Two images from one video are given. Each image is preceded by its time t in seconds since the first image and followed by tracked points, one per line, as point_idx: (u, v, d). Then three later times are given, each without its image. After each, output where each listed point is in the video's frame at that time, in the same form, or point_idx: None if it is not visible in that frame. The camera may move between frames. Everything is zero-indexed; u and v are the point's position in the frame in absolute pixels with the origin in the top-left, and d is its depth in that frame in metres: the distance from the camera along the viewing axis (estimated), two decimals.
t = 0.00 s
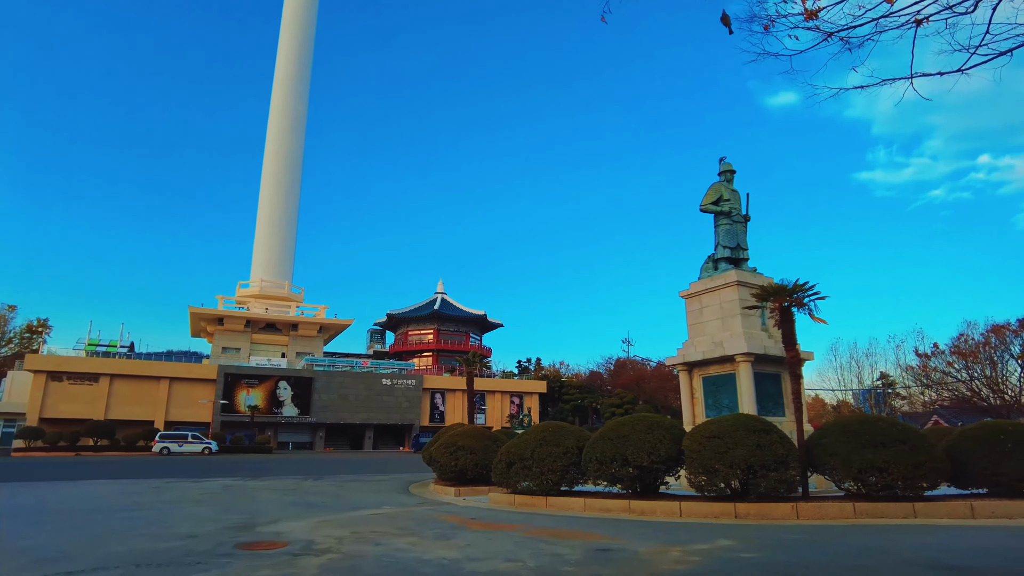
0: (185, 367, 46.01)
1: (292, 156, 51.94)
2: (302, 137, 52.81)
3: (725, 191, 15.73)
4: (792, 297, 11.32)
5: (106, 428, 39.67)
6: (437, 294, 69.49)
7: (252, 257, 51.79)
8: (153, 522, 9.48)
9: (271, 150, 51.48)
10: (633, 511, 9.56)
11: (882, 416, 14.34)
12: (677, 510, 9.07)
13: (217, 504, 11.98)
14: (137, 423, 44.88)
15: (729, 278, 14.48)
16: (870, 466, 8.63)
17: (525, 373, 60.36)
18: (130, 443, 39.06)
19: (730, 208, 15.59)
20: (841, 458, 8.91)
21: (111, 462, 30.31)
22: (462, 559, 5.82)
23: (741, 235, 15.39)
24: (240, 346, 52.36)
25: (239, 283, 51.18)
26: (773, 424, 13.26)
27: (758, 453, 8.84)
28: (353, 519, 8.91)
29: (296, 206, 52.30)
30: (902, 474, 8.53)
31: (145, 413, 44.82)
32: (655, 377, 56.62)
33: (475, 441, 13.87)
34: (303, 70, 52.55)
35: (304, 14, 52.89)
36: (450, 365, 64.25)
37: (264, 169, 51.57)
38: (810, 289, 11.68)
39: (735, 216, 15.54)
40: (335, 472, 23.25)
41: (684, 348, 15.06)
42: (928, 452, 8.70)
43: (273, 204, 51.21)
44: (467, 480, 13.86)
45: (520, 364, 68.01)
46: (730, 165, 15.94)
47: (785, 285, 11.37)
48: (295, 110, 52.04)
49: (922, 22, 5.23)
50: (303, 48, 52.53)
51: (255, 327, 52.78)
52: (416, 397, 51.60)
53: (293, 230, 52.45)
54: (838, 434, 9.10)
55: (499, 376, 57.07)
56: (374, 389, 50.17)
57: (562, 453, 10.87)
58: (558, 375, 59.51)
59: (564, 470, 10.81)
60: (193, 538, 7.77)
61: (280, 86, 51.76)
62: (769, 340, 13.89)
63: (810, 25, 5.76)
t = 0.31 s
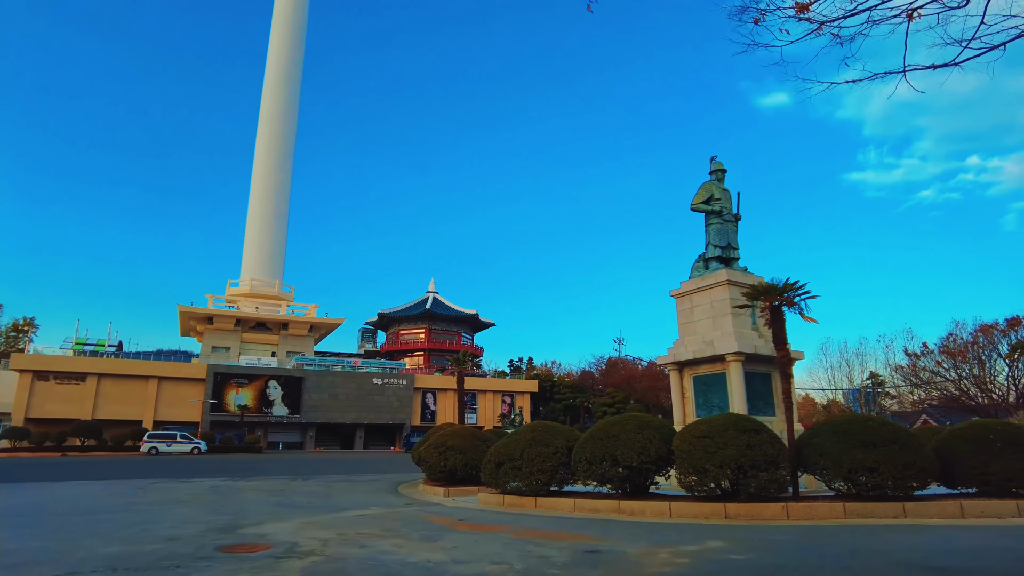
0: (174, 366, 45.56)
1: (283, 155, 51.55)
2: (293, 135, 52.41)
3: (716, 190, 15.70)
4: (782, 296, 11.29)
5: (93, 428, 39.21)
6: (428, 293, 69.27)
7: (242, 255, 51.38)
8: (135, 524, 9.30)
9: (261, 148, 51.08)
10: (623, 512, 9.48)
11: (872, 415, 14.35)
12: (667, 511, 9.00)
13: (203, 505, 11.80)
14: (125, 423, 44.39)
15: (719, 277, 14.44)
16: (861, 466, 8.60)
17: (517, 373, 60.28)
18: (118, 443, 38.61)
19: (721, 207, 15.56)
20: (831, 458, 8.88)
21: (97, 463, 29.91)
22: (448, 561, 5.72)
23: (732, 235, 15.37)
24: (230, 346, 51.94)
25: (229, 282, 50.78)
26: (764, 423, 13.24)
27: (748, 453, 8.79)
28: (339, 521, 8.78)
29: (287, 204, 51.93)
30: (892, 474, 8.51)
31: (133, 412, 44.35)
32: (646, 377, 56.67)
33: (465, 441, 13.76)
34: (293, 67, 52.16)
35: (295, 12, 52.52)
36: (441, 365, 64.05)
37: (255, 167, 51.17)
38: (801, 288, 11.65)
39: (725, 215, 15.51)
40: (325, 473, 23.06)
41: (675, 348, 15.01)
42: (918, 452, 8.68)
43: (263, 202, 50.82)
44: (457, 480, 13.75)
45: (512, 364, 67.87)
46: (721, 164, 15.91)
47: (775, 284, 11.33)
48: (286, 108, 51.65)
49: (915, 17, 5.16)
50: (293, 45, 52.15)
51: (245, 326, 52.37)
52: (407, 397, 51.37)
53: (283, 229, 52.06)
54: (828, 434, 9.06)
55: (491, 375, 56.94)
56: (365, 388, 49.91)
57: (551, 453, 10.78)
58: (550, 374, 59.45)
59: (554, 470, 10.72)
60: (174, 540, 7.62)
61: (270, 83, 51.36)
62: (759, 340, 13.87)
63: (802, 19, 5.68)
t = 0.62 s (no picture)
0: (166, 366, 45.22)
1: (277, 153, 51.30)
2: (287, 133, 52.18)
3: (710, 190, 15.67)
4: (776, 296, 11.24)
5: (83, 427, 38.82)
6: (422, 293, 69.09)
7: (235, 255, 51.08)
8: (120, 525, 9.14)
9: (255, 147, 50.82)
10: (615, 512, 9.41)
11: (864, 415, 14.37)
12: (660, 511, 8.93)
13: (190, 506, 11.65)
14: (115, 423, 44.03)
15: (713, 278, 14.40)
16: (855, 466, 8.57)
17: (511, 373, 60.20)
18: (108, 443, 38.27)
19: (715, 208, 15.53)
20: (825, 459, 8.82)
21: (87, 463, 29.60)
22: (437, 563, 5.63)
23: (725, 235, 15.35)
24: (223, 346, 51.61)
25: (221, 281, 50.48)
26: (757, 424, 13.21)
27: (741, 453, 8.73)
28: (327, 522, 8.66)
29: (280, 203, 51.66)
30: (886, 474, 8.49)
31: (124, 412, 43.98)
32: (640, 378, 56.72)
33: (457, 441, 13.66)
34: (288, 65, 51.95)
35: (290, 10, 52.33)
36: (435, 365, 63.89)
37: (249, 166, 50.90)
38: (795, 288, 11.61)
39: (719, 216, 15.50)
40: (316, 473, 22.88)
41: (669, 348, 14.96)
42: (912, 452, 8.65)
43: (257, 201, 50.56)
44: (449, 481, 13.65)
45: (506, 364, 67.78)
46: (715, 164, 15.88)
47: (769, 283, 11.29)
48: (280, 107, 51.41)
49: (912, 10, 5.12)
50: (288, 43, 51.96)
51: (238, 326, 52.05)
52: (400, 397, 51.19)
53: (277, 228, 51.80)
54: (822, 435, 9.01)
55: (485, 376, 56.82)
56: (357, 389, 49.68)
57: (544, 453, 10.70)
58: (543, 375, 59.40)
59: (546, 470, 10.63)
60: (159, 542, 7.47)
61: (265, 81, 51.12)
62: (753, 340, 13.83)
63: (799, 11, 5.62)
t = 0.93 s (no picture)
0: (156, 364, 44.81)
1: (270, 150, 50.94)
2: (280, 130, 51.83)
3: (705, 189, 15.59)
4: (772, 294, 11.17)
5: (72, 426, 38.38)
6: (416, 292, 68.84)
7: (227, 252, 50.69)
8: (104, 525, 8.95)
9: (248, 143, 50.44)
10: (609, 513, 9.30)
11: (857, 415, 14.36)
12: (655, 512, 8.83)
13: (178, 505, 11.44)
14: (105, 421, 43.58)
15: (708, 277, 14.32)
16: (851, 467, 8.49)
17: (504, 372, 60.05)
18: (97, 442, 37.87)
19: (710, 206, 15.46)
20: (821, 459, 8.75)
21: (75, 462, 29.25)
22: (428, 565, 5.50)
23: (720, 234, 15.28)
24: (214, 344, 51.21)
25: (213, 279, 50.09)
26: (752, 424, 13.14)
27: (737, 453, 8.64)
28: (316, 522, 8.50)
29: (273, 200, 51.33)
30: (882, 474, 8.41)
31: (114, 411, 43.55)
32: (634, 377, 56.72)
33: (449, 441, 13.52)
34: (282, 61, 51.61)
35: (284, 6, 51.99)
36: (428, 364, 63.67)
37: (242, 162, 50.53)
38: (791, 286, 11.55)
39: (715, 214, 15.42)
40: (307, 472, 22.67)
41: (663, 347, 14.87)
42: (908, 452, 8.58)
43: (250, 198, 50.20)
44: (441, 480, 13.51)
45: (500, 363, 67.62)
46: (710, 163, 15.80)
47: (766, 281, 11.21)
48: (273, 103, 51.05)
49: None
50: (282, 39, 51.62)
51: (229, 324, 51.67)
52: (393, 396, 50.95)
53: (270, 225, 51.46)
54: (818, 435, 8.94)
55: (478, 375, 56.66)
56: (350, 387, 49.42)
57: (537, 453, 10.57)
58: (537, 374, 59.30)
59: (539, 470, 10.50)
60: (142, 543, 7.29)
61: (258, 77, 50.75)
62: (747, 339, 13.77)
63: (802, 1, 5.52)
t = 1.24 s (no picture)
0: (148, 362, 44.46)
1: (265, 146, 50.61)
2: (275, 126, 51.50)
3: (700, 186, 15.51)
4: (770, 292, 11.09)
5: (62, 424, 37.99)
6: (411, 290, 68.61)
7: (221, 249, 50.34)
8: (89, 526, 8.77)
9: (242, 139, 50.12)
10: (604, 513, 9.20)
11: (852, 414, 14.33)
12: (650, 512, 8.73)
13: (167, 505, 11.27)
14: (96, 419, 43.23)
15: (704, 275, 14.25)
16: (849, 467, 8.42)
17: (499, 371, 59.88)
18: (88, 441, 37.55)
19: (706, 205, 15.38)
20: (818, 459, 8.67)
21: (66, 460, 28.95)
22: (419, 567, 5.38)
23: (716, 232, 15.20)
24: (208, 342, 50.89)
25: (207, 276, 49.75)
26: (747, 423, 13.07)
27: (734, 453, 8.56)
28: (306, 523, 8.37)
29: (267, 197, 51.01)
30: (880, 475, 8.35)
31: (105, 409, 43.21)
32: (628, 376, 56.74)
33: (443, 440, 13.40)
34: (277, 57, 51.31)
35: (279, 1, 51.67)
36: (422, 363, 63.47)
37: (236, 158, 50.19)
38: (788, 285, 11.47)
39: (710, 212, 15.35)
40: (300, 472, 22.48)
41: (658, 346, 14.79)
42: (905, 452, 8.52)
43: (244, 194, 49.87)
44: (434, 480, 13.39)
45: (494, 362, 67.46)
46: (706, 161, 15.72)
47: (763, 280, 11.14)
48: (268, 99, 50.71)
49: None
50: (277, 35, 51.32)
51: (223, 322, 51.36)
52: (387, 395, 50.76)
53: (264, 222, 51.14)
54: (815, 435, 8.87)
55: (473, 374, 56.52)
56: (344, 386, 49.20)
57: (531, 453, 10.46)
58: (532, 373, 59.23)
59: (533, 470, 10.39)
60: (127, 545, 7.14)
61: (253, 72, 50.43)
62: (742, 338, 13.71)
63: None
